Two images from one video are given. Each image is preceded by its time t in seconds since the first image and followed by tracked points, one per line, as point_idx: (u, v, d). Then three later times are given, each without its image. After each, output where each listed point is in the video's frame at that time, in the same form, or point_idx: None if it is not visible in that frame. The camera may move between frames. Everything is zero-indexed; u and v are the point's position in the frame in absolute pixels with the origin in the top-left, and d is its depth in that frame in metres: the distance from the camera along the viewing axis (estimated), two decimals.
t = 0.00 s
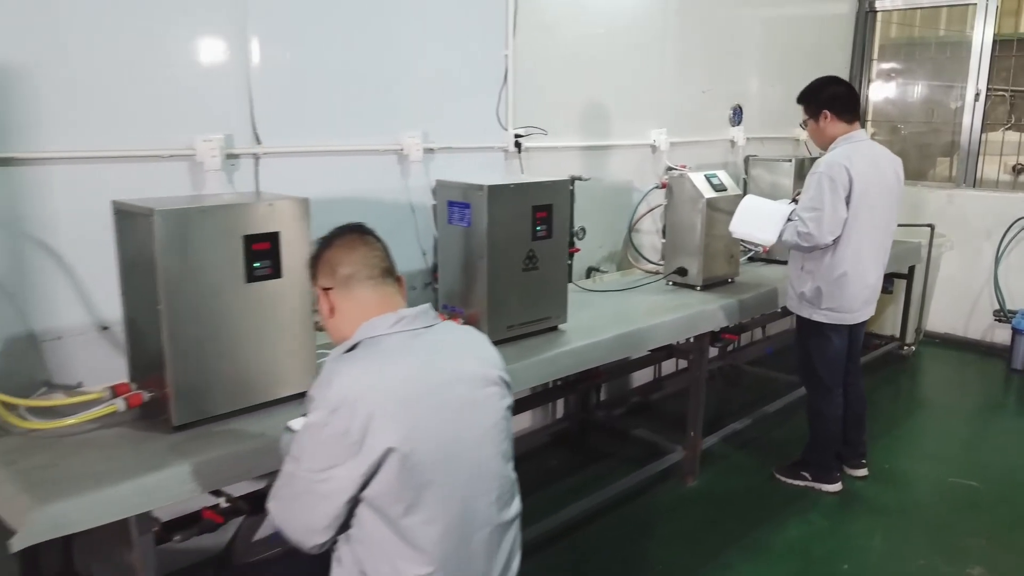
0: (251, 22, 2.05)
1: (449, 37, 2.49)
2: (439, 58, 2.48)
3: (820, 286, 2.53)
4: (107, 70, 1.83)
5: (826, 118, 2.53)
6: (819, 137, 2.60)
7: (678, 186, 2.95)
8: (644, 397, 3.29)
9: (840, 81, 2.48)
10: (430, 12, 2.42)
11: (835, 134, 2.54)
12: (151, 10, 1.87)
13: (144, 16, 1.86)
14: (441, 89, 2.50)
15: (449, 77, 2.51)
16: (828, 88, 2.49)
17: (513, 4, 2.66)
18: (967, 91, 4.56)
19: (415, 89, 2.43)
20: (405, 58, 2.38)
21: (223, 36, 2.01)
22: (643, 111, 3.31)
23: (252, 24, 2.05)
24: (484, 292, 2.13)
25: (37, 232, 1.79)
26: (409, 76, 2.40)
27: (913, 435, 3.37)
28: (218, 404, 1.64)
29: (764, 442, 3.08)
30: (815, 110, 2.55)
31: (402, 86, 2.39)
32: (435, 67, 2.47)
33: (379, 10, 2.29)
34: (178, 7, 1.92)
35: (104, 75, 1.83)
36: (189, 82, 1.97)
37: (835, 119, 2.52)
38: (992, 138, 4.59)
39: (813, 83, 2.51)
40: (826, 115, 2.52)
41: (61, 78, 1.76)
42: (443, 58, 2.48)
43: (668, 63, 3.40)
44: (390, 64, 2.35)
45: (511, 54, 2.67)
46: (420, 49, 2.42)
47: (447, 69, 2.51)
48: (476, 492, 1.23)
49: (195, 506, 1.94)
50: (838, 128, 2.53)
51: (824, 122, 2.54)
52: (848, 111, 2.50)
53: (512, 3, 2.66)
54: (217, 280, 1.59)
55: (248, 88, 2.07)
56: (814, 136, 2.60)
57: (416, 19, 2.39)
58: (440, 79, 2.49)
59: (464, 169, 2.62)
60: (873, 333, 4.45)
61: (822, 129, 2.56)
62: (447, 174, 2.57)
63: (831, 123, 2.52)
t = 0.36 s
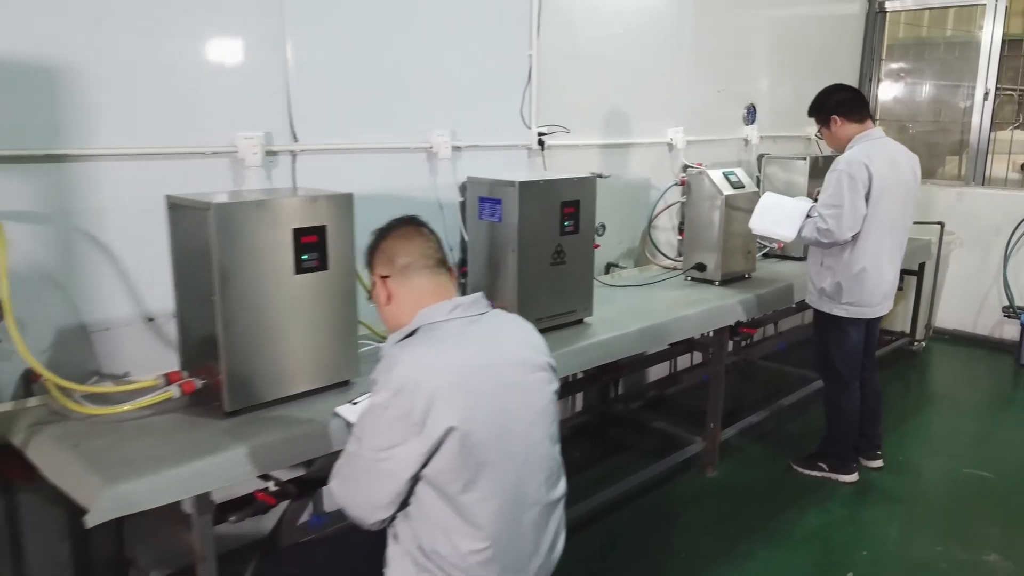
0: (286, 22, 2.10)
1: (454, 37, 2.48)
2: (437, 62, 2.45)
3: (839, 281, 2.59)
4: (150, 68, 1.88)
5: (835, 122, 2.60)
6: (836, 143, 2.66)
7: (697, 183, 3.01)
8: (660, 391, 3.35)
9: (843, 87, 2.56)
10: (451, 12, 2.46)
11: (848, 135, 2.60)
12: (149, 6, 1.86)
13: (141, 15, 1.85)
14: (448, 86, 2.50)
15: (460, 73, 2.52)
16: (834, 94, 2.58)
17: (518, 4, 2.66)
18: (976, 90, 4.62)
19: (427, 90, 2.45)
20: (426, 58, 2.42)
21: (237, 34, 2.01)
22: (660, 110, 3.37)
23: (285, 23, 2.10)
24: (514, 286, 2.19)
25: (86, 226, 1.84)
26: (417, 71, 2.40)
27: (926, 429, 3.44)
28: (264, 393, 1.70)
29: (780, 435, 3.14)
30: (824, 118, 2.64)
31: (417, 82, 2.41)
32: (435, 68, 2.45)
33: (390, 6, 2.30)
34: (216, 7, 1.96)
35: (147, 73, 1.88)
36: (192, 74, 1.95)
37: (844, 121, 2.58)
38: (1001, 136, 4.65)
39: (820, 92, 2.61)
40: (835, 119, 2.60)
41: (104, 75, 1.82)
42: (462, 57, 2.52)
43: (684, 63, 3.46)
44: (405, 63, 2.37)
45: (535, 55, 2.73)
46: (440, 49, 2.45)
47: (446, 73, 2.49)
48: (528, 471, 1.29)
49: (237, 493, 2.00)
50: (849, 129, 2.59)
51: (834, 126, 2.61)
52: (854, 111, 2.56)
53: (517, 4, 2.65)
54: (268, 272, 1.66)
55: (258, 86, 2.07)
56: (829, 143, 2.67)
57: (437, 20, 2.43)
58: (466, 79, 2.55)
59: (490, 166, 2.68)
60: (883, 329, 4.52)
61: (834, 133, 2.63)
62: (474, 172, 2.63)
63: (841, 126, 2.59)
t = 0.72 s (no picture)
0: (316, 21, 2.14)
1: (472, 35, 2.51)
2: (432, 59, 2.43)
3: (855, 275, 2.65)
4: (192, 68, 1.94)
5: (855, 119, 2.66)
6: (856, 139, 2.72)
7: (715, 181, 3.08)
8: (677, 385, 3.41)
9: (863, 84, 2.62)
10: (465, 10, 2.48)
11: (867, 132, 2.66)
12: (150, 3, 1.85)
13: (146, 13, 1.84)
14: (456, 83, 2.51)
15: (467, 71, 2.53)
16: (853, 92, 2.63)
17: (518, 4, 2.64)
18: (985, 90, 4.67)
19: (433, 89, 2.45)
20: (442, 55, 2.45)
21: (239, 33, 2.01)
22: (676, 109, 3.43)
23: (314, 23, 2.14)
24: (543, 280, 2.26)
25: (134, 220, 1.90)
26: (418, 70, 2.40)
27: (937, 422, 3.50)
28: (307, 381, 1.77)
29: (796, 428, 3.20)
30: (844, 115, 2.69)
31: (424, 74, 2.42)
32: (438, 68, 2.45)
33: (390, 5, 2.29)
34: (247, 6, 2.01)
35: (188, 73, 1.94)
36: (191, 72, 1.94)
37: (863, 119, 2.64)
38: (1010, 135, 4.70)
39: (840, 90, 2.67)
40: (855, 116, 2.66)
41: (149, 73, 1.87)
42: (474, 55, 2.54)
43: (699, 63, 3.52)
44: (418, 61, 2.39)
45: (558, 55, 2.79)
46: (450, 47, 2.47)
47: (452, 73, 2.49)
48: (574, 453, 1.35)
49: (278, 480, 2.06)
50: (869, 126, 2.65)
51: (854, 123, 2.67)
52: (875, 109, 2.62)
53: (517, 5, 2.64)
54: (316, 264, 1.73)
55: (258, 86, 2.07)
56: (849, 139, 2.73)
57: (449, 20, 2.45)
58: (491, 79, 2.61)
59: (514, 163, 2.75)
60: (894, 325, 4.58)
61: (854, 130, 2.69)
62: (499, 169, 2.70)
63: (861, 123, 2.65)
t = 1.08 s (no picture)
0: (343, 23, 2.19)
1: (466, 34, 2.48)
2: (432, 59, 2.41)
3: (873, 271, 2.72)
4: (230, 69, 2.00)
5: (872, 118, 2.72)
6: (873, 137, 2.78)
7: (734, 178, 3.14)
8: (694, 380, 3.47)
9: (882, 84, 2.68)
10: (468, 12, 2.48)
11: (885, 131, 2.72)
12: (160, 2, 1.85)
13: (165, 14, 1.86)
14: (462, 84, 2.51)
15: (472, 69, 2.52)
16: (871, 92, 2.70)
17: (518, 4, 2.62)
18: (994, 89, 4.72)
19: (433, 89, 2.44)
20: (454, 56, 2.47)
21: (256, 33, 2.03)
22: (692, 108, 3.49)
23: (341, 24, 2.18)
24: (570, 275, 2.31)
25: (177, 216, 1.96)
26: (418, 70, 2.39)
27: (950, 415, 3.55)
28: (348, 371, 1.82)
29: (811, 421, 3.26)
30: (862, 113, 2.75)
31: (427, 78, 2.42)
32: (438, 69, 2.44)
33: (386, 7, 2.28)
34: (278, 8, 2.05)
35: (227, 73, 1.99)
36: (206, 78, 1.96)
37: (881, 118, 2.70)
38: (1018, 134, 4.75)
39: (860, 89, 2.73)
40: (873, 115, 2.72)
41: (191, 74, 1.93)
42: (478, 53, 2.53)
43: (714, 63, 3.58)
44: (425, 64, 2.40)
45: (579, 55, 2.85)
46: (454, 47, 2.46)
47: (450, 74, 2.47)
48: (617, 437, 1.41)
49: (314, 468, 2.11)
50: (886, 125, 2.71)
51: (871, 122, 2.73)
52: (893, 108, 2.68)
53: (516, 6, 2.61)
54: (361, 257, 1.79)
55: (268, 87, 2.07)
56: (867, 137, 2.79)
57: (455, 22, 2.45)
58: (514, 79, 2.66)
59: (539, 161, 2.81)
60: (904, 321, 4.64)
61: (871, 128, 2.75)
62: (523, 167, 2.76)
63: (879, 122, 2.71)
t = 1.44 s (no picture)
0: (368, 23, 2.23)
1: (466, 35, 2.47)
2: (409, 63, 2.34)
3: (889, 265, 2.77)
4: (268, 68, 2.05)
5: (892, 113, 2.78)
6: (889, 132, 2.85)
7: (750, 175, 3.19)
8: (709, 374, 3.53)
9: (905, 80, 2.73)
10: (469, 14, 2.46)
11: (901, 128, 2.79)
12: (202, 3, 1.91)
13: (206, 14, 1.92)
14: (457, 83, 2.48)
15: (472, 68, 2.51)
16: (893, 88, 2.75)
17: (541, 4, 2.67)
18: (1003, 88, 4.76)
19: (451, 88, 2.47)
20: (459, 58, 2.46)
21: (294, 33, 2.08)
22: (707, 106, 3.55)
23: (366, 24, 2.22)
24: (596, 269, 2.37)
25: (217, 211, 2.01)
26: (445, 69, 2.44)
27: (962, 408, 3.60)
28: (386, 360, 1.88)
29: (825, 415, 3.32)
30: (883, 107, 2.81)
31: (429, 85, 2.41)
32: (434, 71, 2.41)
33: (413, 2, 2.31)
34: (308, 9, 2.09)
35: (266, 72, 2.05)
36: (239, 76, 2.00)
37: (900, 115, 2.77)
38: None
39: (882, 83, 2.78)
40: (892, 110, 2.78)
41: (231, 73, 1.98)
42: (482, 51, 2.52)
43: (728, 62, 3.63)
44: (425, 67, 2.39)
45: (599, 54, 2.90)
46: (454, 47, 2.45)
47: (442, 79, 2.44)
48: (657, 422, 1.46)
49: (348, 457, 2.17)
50: (904, 122, 2.78)
51: (890, 117, 2.79)
52: (912, 106, 2.75)
53: (539, 6, 2.67)
54: (400, 250, 1.85)
55: (301, 86, 2.12)
56: (883, 131, 2.86)
57: (456, 23, 2.43)
58: (537, 77, 2.72)
59: (561, 158, 2.86)
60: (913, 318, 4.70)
61: (888, 123, 2.82)
62: (546, 164, 2.82)
63: (897, 118, 2.78)
